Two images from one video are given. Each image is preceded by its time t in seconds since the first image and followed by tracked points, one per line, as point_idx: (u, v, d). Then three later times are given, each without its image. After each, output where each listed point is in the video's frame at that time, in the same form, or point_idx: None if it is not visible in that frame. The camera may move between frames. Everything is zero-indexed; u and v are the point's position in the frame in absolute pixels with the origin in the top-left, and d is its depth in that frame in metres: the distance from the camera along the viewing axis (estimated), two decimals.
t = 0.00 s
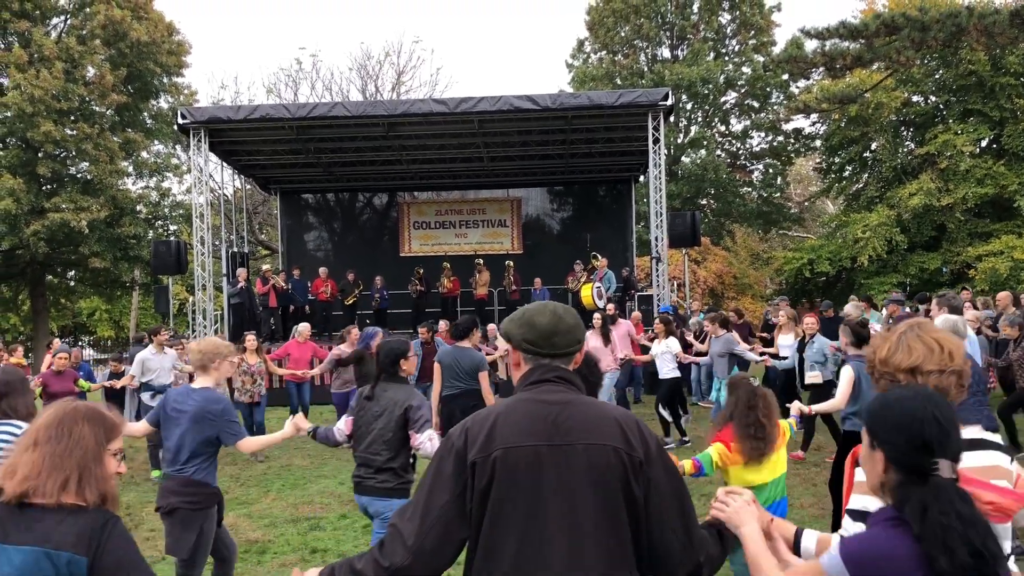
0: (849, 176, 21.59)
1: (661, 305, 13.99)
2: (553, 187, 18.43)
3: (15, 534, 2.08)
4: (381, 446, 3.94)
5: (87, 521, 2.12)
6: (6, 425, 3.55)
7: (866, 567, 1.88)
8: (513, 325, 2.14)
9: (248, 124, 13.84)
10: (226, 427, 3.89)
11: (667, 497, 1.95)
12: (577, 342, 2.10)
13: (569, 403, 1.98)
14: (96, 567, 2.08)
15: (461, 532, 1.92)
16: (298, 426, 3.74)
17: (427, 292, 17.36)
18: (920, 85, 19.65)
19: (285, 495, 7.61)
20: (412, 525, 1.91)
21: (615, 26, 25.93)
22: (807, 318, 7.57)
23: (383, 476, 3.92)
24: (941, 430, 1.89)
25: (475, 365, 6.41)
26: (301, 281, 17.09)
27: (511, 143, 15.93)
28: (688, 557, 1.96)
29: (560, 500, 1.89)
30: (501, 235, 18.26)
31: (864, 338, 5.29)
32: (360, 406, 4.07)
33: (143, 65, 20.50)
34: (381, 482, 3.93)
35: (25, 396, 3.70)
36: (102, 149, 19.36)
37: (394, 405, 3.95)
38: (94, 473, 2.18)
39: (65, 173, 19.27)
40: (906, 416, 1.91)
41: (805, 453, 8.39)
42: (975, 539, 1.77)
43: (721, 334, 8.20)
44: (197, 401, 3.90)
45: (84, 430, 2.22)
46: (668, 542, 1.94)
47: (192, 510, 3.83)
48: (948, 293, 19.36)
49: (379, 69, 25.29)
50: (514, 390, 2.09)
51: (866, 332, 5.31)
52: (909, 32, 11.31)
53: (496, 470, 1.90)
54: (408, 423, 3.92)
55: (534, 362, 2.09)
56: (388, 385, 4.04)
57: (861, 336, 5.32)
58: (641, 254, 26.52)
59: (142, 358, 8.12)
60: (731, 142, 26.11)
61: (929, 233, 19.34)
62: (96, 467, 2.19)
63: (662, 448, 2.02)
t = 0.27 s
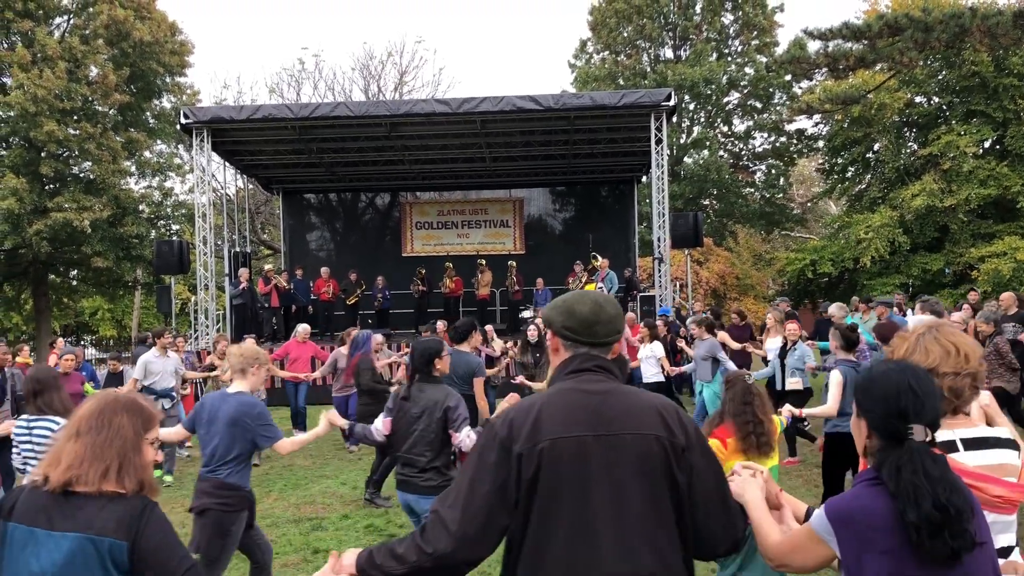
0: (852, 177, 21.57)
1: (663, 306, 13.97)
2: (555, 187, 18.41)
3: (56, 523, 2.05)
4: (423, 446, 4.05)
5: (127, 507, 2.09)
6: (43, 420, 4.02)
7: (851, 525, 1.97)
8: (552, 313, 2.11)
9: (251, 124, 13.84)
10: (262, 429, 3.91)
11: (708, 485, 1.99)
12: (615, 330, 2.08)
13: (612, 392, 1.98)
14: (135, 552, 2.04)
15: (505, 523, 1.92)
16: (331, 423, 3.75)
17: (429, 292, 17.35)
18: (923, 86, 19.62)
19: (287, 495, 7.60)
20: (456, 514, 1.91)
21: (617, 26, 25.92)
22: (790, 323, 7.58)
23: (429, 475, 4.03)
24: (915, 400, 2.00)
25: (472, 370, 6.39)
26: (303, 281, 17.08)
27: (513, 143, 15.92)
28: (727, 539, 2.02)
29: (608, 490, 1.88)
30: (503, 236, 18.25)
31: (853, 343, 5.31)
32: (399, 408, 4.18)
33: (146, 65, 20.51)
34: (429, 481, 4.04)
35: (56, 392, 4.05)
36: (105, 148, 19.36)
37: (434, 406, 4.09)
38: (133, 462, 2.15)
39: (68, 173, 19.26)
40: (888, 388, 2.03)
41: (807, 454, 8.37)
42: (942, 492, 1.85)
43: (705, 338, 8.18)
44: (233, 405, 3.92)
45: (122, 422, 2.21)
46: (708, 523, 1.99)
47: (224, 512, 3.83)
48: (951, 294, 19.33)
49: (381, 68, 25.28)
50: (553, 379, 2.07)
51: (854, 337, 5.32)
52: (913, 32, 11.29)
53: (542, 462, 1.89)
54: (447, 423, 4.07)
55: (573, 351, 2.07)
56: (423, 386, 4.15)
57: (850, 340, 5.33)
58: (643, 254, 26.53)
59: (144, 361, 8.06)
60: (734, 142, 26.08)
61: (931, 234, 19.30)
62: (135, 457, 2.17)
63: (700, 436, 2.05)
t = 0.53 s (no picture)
0: (854, 176, 21.56)
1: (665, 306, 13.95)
2: (556, 187, 18.39)
3: (98, 520, 2.02)
4: (462, 437, 4.23)
5: (167, 502, 2.06)
6: (77, 415, 4.03)
7: (871, 523, 1.98)
8: (591, 316, 2.19)
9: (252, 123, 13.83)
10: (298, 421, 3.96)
11: (745, 488, 2.03)
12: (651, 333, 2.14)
13: (647, 395, 2.03)
14: (177, 545, 2.02)
15: (543, 519, 1.98)
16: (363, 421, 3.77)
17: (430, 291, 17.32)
18: (925, 86, 19.60)
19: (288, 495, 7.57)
20: (496, 509, 1.98)
21: (619, 26, 25.90)
22: (771, 318, 7.60)
23: (469, 466, 4.21)
24: (927, 404, 2.02)
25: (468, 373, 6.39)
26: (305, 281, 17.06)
27: (515, 143, 15.91)
28: (761, 540, 2.07)
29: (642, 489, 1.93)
30: (505, 235, 18.23)
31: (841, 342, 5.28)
32: (433, 402, 4.38)
33: (148, 64, 20.51)
34: (468, 471, 4.21)
35: (91, 387, 4.07)
36: (107, 148, 19.35)
37: (470, 399, 4.30)
38: (172, 460, 2.12)
39: (70, 172, 19.27)
40: (899, 394, 2.05)
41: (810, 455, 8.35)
42: (956, 491, 1.87)
43: (689, 337, 8.05)
44: (268, 400, 3.98)
45: (160, 420, 2.17)
46: (744, 524, 2.04)
47: (271, 503, 3.86)
48: (953, 294, 19.31)
49: (383, 68, 25.27)
50: (590, 381, 2.14)
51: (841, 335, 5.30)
52: (915, 32, 11.28)
53: (579, 458, 1.96)
54: (481, 415, 4.27)
55: (608, 354, 2.14)
56: (457, 380, 4.35)
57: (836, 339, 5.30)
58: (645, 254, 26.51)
59: (144, 356, 8.06)
60: (736, 142, 26.07)
61: (933, 234, 19.28)
62: (171, 454, 2.14)
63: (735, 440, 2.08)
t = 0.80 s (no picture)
0: (856, 176, 21.55)
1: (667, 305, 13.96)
2: (558, 186, 18.40)
3: (169, 507, 2.04)
4: (501, 435, 4.28)
5: (236, 489, 2.08)
6: (120, 409, 4.03)
7: (877, 485, 2.12)
8: (629, 312, 2.23)
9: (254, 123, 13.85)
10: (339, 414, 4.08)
11: (786, 481, 2.07)
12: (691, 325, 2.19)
13: (689, 386, 2.08)
14: (247, 532, 2.05)
15: (586, 507, 2.05)
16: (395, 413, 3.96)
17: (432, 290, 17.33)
18: (927, 85, 19.58)
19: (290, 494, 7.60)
20: (542, 498, 2.06)
21: (621, 25, 25.89)
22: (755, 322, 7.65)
23: (504, 462, 4.25)
24: (936, 385, 2.17)
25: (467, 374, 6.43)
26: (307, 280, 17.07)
27: (517, 142, 15.92)
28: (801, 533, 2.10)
29: (685, 478, 1.99)
30: (506, 234, 18.24)
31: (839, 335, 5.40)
32: (469, 400, 4.39)
33: (149, 63, 20.54)
34: (501, 468, 4.25)
35: (132, 380, 4.08)
36: (108, 147, 19.37)
37: (508, 397, 4.35)
38: (236, 450, 2.12)
39: (72, 171, 19.30)
40: (910, 373, 2.21)
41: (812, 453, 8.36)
42: (962, 463, 2.03)
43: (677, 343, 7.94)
44: (311, 393, 4.08)
45: (223, 411, 2.17)
46: (784, 513, 2.08)
47: (312, 492, 4.04)
48: (955, 294, 19.29)
49: (385, 67, 25.29)
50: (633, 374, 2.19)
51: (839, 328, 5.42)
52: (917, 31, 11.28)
53: (621, 451, 2.02)
54: (519, 414, 4.35)
55: (649, 347, 2.18)
56: (495, 378, 4.38)
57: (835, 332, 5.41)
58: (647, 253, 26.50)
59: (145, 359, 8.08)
60: (737, 141, 26.04)
61: (935, 233, 19.28)
62: (234, 444, 2.13)
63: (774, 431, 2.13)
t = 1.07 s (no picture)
0: (859, 174, 21.55)
1: (669, 304, 13.97)
2: (560, 185, 18.40)
3: (248, 501, 2.07)
4: (534, 435, 4.35)
5: (311, 482, 2.12)
6: (157, 406, 3.88)
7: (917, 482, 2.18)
8: (689, 312, 2.33)
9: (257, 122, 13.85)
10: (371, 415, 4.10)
11: (835, 477, 2.14)
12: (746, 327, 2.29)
13: (744, 384, 2.16)
14: (324, 524, 2.09)
15: (646, 499, 2.11)
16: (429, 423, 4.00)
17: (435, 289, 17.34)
18: (930, 83, 19.56)
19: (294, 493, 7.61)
20: (603, 489, 2.12)
21: (623, 24, 25.88)
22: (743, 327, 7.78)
23: (541, 463, 4.31)
24: (959, 376, 2.24)
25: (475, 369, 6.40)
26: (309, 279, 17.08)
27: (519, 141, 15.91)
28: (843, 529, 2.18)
29: (742, 470, 2.05)
30: (509, 233, 18.24)
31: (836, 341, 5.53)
32: (501, 406, 4.38)
33: (152, 63, 20.57)
34: (538, 470, 4.32)
35: (167, 377, 3.96)
36: (111, 146, 19.39)
37: (534, 398, 4.45)
38: (307, 444, 2.16)
39: (75, 171, 19.34)
40: (935, 368, 2.26)
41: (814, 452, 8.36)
42: (982, 451, 2.11)
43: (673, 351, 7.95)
44: (343, 394, 4.09)
45: (291, 407, 2.20)
46: (830, 512, 2.14)
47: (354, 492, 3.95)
48: (957, 292, 19.29)
49: (387, 66, 25.29)
50: (690, 371, 2.27)
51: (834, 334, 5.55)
52: (919, 29, 11.26)
53: (682, 442, 2.08)
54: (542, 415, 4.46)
55: (706, 345, 2.27)
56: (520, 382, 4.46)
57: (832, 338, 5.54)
58: (649, 252, 26.50)
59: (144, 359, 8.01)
60: (739, 140, 26.03)
61: (937, 231, 19.28)
62: (305, 439, 2.18)
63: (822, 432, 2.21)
